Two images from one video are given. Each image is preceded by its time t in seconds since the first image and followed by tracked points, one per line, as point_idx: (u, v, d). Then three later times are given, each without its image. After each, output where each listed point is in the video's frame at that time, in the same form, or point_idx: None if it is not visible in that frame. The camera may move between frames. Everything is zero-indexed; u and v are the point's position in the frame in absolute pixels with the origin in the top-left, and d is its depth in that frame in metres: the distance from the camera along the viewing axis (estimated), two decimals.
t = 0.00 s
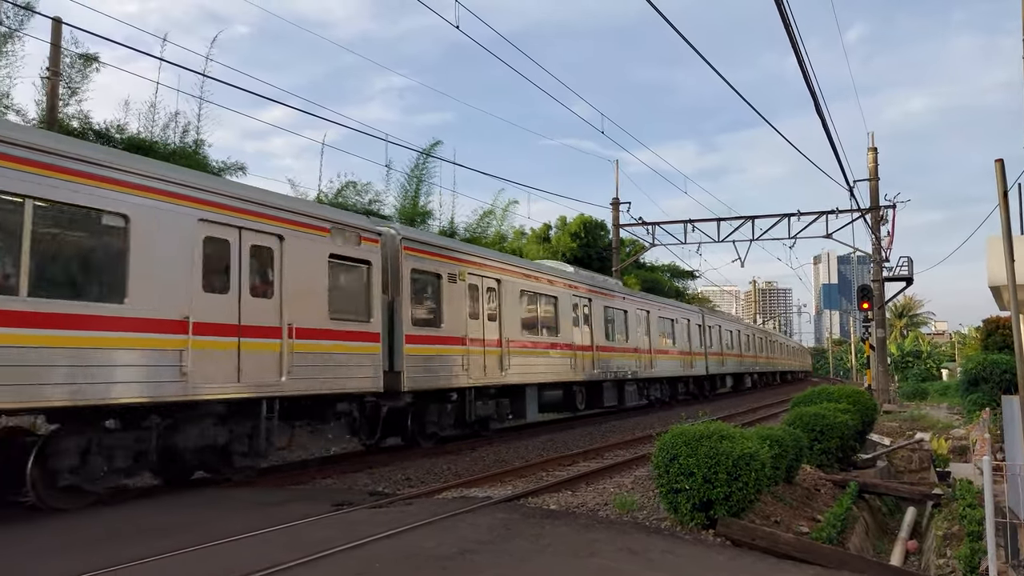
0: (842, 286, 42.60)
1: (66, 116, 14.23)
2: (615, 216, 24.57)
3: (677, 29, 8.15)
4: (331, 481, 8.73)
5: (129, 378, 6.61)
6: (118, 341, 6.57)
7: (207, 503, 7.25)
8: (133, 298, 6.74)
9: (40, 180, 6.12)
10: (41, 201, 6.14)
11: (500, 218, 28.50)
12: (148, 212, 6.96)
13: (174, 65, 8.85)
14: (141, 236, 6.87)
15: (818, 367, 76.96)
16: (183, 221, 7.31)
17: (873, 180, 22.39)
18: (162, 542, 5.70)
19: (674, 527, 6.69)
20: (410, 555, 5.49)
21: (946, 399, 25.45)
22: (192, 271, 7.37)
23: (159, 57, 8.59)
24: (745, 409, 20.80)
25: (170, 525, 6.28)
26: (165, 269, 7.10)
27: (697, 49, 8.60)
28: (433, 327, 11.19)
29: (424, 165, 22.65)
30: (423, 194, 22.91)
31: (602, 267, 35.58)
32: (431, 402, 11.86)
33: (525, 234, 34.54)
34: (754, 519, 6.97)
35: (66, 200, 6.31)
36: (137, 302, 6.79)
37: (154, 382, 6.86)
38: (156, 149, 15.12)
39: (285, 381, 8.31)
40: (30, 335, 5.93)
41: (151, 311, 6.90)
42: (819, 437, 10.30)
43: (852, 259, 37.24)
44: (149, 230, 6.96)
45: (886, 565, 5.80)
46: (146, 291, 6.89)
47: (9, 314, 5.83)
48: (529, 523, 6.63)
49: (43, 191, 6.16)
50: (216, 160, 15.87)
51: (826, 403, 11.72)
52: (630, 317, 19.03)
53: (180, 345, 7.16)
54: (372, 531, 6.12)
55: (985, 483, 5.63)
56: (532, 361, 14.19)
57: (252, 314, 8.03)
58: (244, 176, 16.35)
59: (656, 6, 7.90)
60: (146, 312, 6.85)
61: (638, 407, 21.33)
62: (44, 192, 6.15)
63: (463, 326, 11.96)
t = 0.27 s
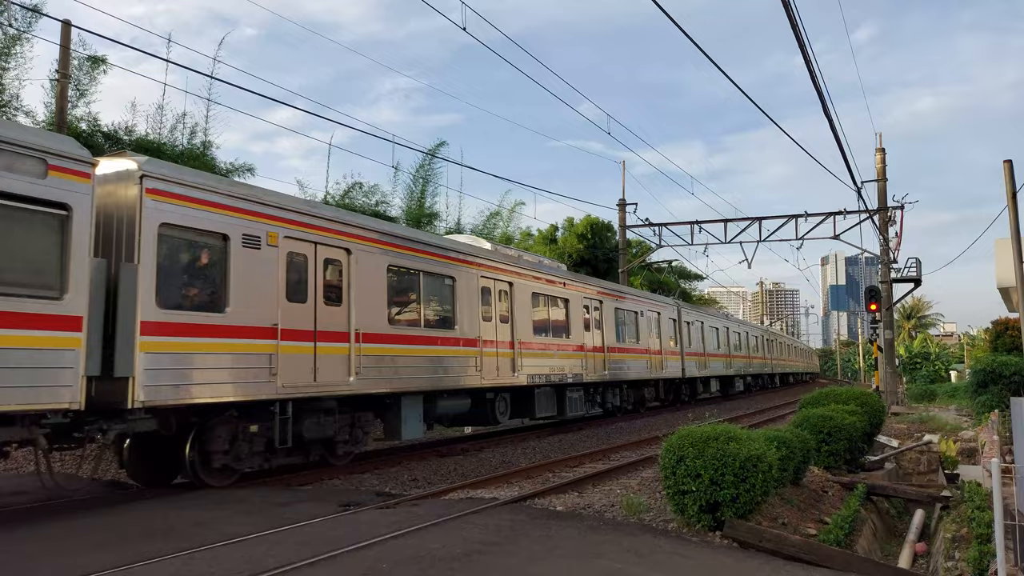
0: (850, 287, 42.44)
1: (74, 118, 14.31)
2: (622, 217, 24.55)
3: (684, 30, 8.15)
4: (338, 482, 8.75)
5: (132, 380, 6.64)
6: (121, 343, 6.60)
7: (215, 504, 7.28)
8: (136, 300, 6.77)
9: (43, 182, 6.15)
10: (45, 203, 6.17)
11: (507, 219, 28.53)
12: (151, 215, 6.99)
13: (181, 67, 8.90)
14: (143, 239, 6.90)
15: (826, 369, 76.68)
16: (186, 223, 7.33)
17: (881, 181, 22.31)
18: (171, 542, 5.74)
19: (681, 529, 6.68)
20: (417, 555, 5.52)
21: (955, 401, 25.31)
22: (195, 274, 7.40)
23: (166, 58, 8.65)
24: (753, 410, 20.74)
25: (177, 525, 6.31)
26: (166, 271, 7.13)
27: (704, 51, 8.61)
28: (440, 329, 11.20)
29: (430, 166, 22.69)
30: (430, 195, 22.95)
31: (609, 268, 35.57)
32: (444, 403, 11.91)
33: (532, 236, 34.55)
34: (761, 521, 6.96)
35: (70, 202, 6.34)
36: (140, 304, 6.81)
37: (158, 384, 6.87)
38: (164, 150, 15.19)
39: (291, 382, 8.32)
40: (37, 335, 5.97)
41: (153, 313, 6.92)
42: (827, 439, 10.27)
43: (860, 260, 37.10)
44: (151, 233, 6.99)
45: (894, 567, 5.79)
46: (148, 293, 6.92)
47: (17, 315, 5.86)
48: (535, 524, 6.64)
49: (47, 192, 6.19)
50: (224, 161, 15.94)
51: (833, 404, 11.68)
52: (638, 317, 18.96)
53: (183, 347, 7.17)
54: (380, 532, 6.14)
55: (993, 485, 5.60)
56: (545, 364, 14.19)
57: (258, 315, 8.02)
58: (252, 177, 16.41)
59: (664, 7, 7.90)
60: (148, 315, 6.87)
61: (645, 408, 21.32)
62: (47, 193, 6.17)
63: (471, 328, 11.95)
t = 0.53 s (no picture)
0: (855, 288, 42.36)
1: (79, 119, 14.36)
2: (625, 217, 24.54)
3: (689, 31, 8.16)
4: (342, 482, 8.77)
5: (137, 379, 6.68)
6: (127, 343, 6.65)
7: (219, 503, 7.30)
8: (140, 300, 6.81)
9: (49, 182, 6.17)
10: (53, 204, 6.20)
11: (510, 219, 28.54)
12: (155, 215, 7.02)
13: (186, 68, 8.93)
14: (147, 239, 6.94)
15: (830, 369, 76.57)
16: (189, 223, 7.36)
17: (885, 181, 22.26)
18: (176, 542, 5.75)
19: (685, 529, 6.68)
20: (421, 555, 5.52)
21: (960, 402, 25.23)
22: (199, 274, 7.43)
23: (171, 59, 8.68)
24: (757, 410, 20.71)
25: (181, 525, 6.33)
26: (169, 271, 7.17)
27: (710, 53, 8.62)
28: (446, 330, 11.22)
29: (433, 166, 22.70)
30: (433, 195, 22.97)
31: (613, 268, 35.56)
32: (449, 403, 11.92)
33: (535, 236, 34.56)
34: (765, 522, 6.96)
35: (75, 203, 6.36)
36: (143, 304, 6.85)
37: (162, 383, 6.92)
38: (168, 151, 15.22)
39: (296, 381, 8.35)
40: (44, 336, 6.01)
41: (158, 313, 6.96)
42: (831, 439, 10.26)
43: (865, 261, 37.05)
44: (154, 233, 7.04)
45: (898, 568, 5.78)
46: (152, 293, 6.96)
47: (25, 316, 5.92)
48: (539, 525, 6.64)
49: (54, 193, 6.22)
50: (228, 162, 15.97)
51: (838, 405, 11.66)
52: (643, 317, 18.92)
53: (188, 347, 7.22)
54: (384, 531, 6.15)
55: (998, 486, 5.58)
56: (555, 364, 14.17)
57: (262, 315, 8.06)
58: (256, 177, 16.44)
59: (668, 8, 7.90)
60: (153, 315, 6.92)
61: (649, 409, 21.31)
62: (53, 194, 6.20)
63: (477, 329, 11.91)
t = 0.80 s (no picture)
0: (857, 288, 42.32)
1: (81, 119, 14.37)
2: (627, 217, 24.53)
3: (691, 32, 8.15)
4: (344, 482, 8.78)
5: (134, 380, 6.60)
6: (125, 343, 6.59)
7: (221, 503, 7.31)
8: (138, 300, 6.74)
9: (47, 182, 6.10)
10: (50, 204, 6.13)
11: (512, 219, 28.52)
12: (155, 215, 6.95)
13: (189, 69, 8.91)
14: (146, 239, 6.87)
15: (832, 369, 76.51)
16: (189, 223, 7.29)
17: (887, 181, 22.24)
18: (178, 542, 5.76)
19: (686, 529, 6.68)
20: (423, 555, 5.53)
21: (963, 402, 25.20)
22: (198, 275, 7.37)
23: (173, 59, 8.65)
24: (759, 410, 20.69)
25: (183, 525, 6.33)
26: (169, 271, 7.11)
27: (712, 54, 8.61)
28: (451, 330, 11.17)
29: (435, 166, 22.70)
30: (434, 195, 22.96)
31: (615, 268, 35.55)
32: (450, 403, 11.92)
33: (537, 236, 34.56)
34: (767, 522, 6.96)
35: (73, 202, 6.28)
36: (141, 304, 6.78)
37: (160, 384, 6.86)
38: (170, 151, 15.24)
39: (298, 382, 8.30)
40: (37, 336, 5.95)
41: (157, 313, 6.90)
42: (834, 440, 10.24)
43: (867, 261, 37.02)
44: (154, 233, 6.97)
45: (900, 568, 5.78)
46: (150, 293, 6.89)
47: (18, 315, 5.85)
48: (540, 525, 6.65)
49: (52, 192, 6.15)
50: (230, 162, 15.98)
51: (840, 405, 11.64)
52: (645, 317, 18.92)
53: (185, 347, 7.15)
54: (386, 531, 6.16)
55: (1000, 487, 5.56)
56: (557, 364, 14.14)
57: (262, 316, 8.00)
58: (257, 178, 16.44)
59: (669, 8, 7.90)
60: (151, 316, 6.85)
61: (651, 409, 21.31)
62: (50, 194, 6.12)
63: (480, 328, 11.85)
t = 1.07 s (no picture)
0: (858, 288, 42.30)
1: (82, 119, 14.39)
2: (627, 217, 24.52)
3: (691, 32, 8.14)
4: (345, 481, 8.79)
5: (135, 380, 6.57)
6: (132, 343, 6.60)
7: (222, 503, 7.33)
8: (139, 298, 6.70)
9: (43, 181, 6.08)
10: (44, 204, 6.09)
11: (513, 219, 28.53)
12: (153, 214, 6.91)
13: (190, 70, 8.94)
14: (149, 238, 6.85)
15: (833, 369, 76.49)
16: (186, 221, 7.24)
17: (888, 180, 22.23)
18: (178, 542, 5.77)
19: (687, 529, 6.68)
20: (423, 555, 5.53)
21: (964, 402, 25.20)
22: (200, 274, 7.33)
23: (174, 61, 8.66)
24: (760, 410, 20.64)
25: (184, 524, 6.35)
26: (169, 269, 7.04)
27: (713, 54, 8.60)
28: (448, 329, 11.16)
29: (435, 165, 22.70)
30: (435, 195, 22.97)
31: (616, 268, 35.57)
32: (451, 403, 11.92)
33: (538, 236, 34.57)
34: (768, 522, 6.96)
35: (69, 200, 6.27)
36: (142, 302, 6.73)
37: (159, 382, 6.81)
38: (171, 151, 15.25)
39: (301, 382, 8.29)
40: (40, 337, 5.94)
41: (160, 313, 6.87)
42: (834, 440, 10.24)
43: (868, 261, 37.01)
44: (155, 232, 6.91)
45: (901, 568, 5.78)
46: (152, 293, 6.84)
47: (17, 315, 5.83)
48: (541, 524, 6.65)
49: (48, 192, 6.13)
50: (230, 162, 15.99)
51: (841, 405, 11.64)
52: (645, 316, 18.92)
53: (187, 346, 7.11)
54: (386, 531, 6.16)
55: (1002, 487, 5.56)
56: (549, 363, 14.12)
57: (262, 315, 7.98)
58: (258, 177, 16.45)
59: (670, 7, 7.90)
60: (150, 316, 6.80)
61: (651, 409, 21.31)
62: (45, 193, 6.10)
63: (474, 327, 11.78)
